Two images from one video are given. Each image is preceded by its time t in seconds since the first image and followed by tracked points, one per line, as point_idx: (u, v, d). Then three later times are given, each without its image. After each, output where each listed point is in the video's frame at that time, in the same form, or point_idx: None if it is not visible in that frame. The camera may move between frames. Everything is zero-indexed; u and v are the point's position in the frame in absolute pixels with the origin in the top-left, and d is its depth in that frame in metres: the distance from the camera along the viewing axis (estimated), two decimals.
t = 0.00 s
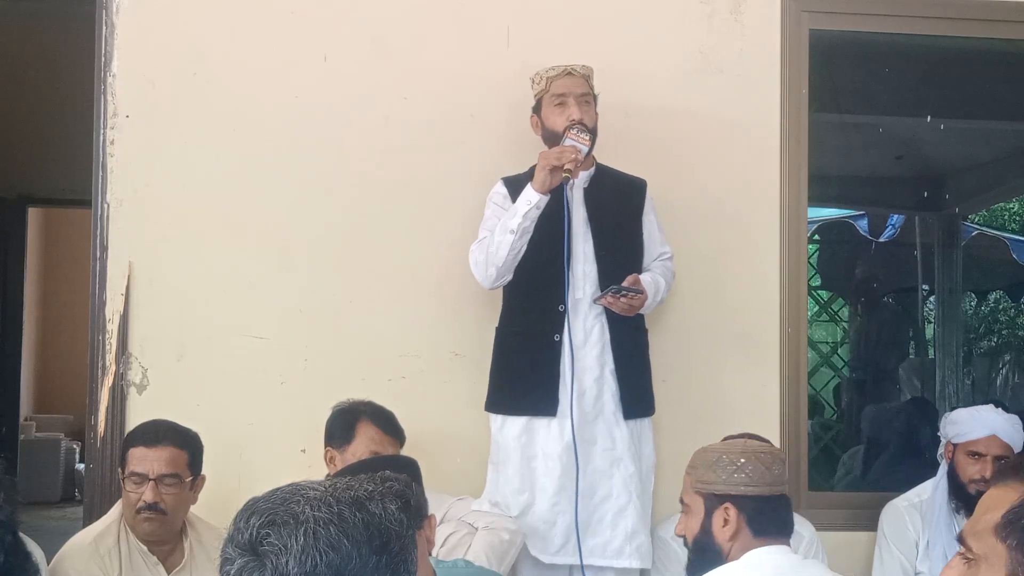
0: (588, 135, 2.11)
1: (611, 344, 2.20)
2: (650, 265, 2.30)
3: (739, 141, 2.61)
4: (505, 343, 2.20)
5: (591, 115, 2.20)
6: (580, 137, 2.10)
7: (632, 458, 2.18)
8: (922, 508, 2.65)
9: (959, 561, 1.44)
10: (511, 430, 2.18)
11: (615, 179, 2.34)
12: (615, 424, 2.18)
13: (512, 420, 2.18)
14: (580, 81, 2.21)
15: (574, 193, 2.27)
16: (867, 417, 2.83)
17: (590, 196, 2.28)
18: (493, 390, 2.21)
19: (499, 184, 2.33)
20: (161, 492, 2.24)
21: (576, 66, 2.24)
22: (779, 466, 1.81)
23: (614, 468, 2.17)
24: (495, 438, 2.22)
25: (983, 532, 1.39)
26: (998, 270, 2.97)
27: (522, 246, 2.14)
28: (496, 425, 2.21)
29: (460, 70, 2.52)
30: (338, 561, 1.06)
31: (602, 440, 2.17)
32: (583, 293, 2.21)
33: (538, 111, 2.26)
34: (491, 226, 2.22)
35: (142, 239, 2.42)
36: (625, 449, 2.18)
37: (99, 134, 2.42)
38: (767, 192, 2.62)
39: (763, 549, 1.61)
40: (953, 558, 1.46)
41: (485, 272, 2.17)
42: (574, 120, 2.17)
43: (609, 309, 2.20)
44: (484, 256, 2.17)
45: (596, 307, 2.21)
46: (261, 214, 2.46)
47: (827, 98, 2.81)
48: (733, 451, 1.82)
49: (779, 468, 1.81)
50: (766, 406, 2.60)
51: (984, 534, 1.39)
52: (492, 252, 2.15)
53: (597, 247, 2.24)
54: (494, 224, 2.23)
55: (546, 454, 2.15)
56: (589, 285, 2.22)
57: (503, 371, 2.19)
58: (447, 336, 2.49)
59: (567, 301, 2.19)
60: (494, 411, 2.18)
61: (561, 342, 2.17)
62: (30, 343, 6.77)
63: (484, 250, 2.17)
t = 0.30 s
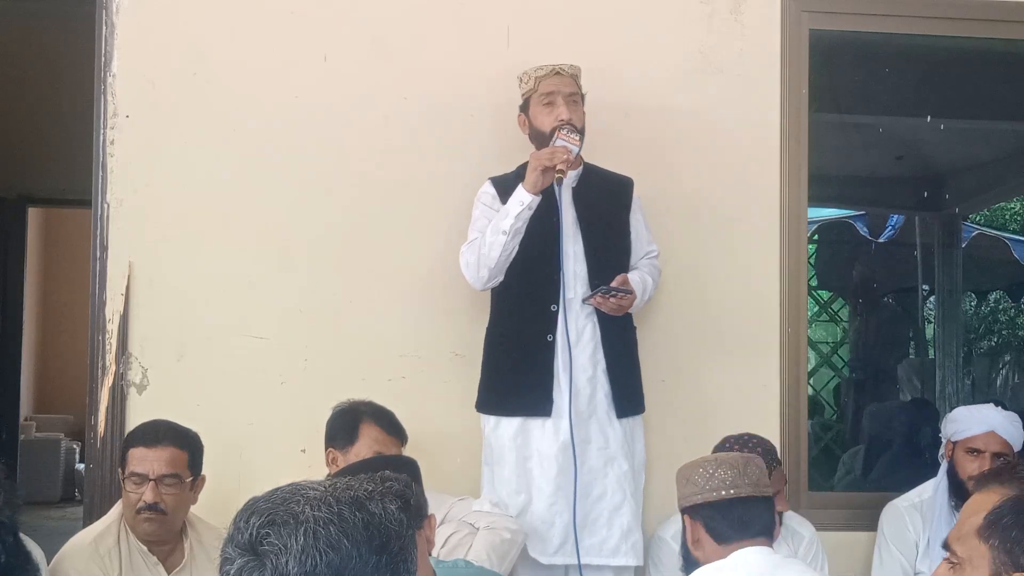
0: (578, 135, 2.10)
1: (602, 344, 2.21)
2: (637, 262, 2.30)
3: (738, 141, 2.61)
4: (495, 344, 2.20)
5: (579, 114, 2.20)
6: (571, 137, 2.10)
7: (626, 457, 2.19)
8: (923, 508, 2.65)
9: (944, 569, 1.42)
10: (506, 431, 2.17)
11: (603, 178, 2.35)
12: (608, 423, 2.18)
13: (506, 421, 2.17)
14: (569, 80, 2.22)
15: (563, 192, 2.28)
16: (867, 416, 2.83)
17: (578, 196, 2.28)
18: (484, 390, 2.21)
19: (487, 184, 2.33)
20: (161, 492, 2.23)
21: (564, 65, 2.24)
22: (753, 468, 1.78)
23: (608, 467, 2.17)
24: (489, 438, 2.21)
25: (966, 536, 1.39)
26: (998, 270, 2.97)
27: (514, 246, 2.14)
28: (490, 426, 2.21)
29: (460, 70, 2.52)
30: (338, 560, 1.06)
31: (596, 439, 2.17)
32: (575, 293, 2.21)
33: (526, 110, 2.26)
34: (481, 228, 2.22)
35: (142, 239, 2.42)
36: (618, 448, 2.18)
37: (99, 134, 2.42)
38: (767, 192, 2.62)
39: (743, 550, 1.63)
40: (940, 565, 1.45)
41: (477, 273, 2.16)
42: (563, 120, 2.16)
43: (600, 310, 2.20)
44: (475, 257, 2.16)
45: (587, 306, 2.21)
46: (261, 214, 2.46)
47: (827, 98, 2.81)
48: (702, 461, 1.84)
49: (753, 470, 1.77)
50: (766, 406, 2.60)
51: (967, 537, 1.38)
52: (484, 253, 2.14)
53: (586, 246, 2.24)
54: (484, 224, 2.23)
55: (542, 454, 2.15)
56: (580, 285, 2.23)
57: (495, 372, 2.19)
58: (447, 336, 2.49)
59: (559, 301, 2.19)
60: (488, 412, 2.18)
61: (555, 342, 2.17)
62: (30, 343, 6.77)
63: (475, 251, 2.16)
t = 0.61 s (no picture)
0: (570, 136, 2.09)
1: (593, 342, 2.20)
2: (628, 262, 2.31)
3: (738, 141, 2.61)
4: (488, 345, 2.20)
5: (571, 115, 2.20)
6: (562, 139, 2.09)
7: (621, 456, 2.19)
8: (924, 508, 2.65)
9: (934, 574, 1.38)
10: (502, 432, 2.17)
11: (594, 177, 2.35)
12: (603, 423, 2.18)
13: (502, 422, 2.17)
14: (561, 80, 2.22)
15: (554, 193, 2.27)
16: (867, 416, 2.83)
17: (570, 196, 2.29)
18: (478, 391, 2.20)
19: (478, 185, 2.33)
20: (161, 493, 2.23)
21: (557, 65, 2.24)
22: (746, 481, 1.77)
23: (604, 467, 2.17)
24: (486, 440, 2.21)
25: (952, 539, 1.34)
26: (997, 270, 2.97)
27: (506, 249, 2.13)
28: (486, 427, 2.20)
29: (460, 70, 2.52)
30: (337, 560, 1.06)
31: (592, 439, 2.16)
32: (567, 294, 2.21)
33: (518, 110, 2.26)
34: (474, 230, 2.21)
35: (142, 239, 2.42)
36: (613, 448, 2.18)
37: (99, 134, 2.42)
38: (767, 192, 2.62)
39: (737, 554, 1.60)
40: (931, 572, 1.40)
41: (470, 275, 2.15)
42: (554, 119, 2.16)
43: (592, 312, 2.20)
44: (468, 259, 2.15)
45: (579, 308, 2.21)
46: (261, 214, 2.46)
47: (828, 98, 2.81)
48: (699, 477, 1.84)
49: (746, 482, 1.77)
50: (766, 406, 2.59)
51: (953, 541, 1.33)
52: (477, 255, 2.13)
53: (579, 246, 2.25)
54: (476, 225, 2.23)
55: (539, 456, 2.14)
56: (573, 285, 2.23)
57: (490, 372, 2.19)
58: (447, 336, 2.49)
59: (553, 301, 2.19)
60: (483, 414, 2.17)
61: (549, 342, 2.17)
62: (31, 343, 6.77)
63: (468, 253, 2.16)
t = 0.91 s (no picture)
0: (565, 146, 2.11)
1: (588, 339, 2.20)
2: (624, 258, 2.31)
3: (738, 141, 2.61)
4: (484, 345, 2.20)
5: (566, 121, 2.20)
6: (557, 148, 2.11)
7: (617, 452, 2.20)
8: (927, 506, 2.65)
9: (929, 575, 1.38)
10: (500, 431, 2.17)
11: (589, 174, 2.35)
12: (600, 418, 2.19)
13: (499, 421, 2.17)
14: (557, 85, 2.21)
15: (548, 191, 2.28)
16: (867, 416, 2.83)
17: (565, 193, 2.29)
18: (475, 390, 2.21)
19: (472, 184, 2.32)
20: (161, 493, 2.23)
21: (552, 69, 2.23)
22: (751, 484, 1.79)
23: (602, 462, 2.17)
24: (483, 439, 2.21)
25: (947, 540, 1.34)
26: (998, 270, 2.96)
27: (501, 257, 2.13)
28: (484, 425, 2.20)
29: (460, 70, 2.52)
30: (334, 560, 1.06)
31: (590, 435, 2.17)
32: (564, 291, 2.22)
33: (513, 112, 2.26)
34: (467, 235, 2.20)
35: (142, 239, 2.42)
36: (610, 443, 2.19)
37: (99, 134, 2.42)
38: (767, 192, 2.62)
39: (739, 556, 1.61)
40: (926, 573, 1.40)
41: (464, 281, 2.15)
42: (550, 127, 2.16)
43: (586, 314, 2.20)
44: (462, 264, 2.14)
45: (571, 315, 2.20)
46: (261, 214, 2.46)
47: (828, 98, 2.81)
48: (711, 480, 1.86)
49: (752, 486, 1.78)
50: (766, 405, 2.60)
51: (948, 543, 1.33)
52: (471, 261, 2.13)
53: (575, 244, 2.25)
54: (469, 228, 2.22)
55: (537, 454, 2.14)
56: (570, 282, 2.23)
57: (486, 371, 2.19)
58: (447, 336, 2.49)
59: (548, 298, 2.19)
60: (481, 412, 2.17)
61: (544, 342, 2.17)
62: (31, 343, 6.77)
63: (462, 259, 2.15)
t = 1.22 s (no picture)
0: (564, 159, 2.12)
1: (586, 342, 2.21)
2: (617, 261, 2.32)
3: (738, 141, 2.61)
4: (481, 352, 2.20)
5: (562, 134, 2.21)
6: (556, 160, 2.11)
7: (616, 455, 2.21)
8: (929, 505, 2.65)
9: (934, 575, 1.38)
10: (498, 438, 2.16)
11: (583, 178, 2.36)
12: (600, 422, 2.20)
13: (496, 428, 2.16)
14: (554, 97, 2.20)
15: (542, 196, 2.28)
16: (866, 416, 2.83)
17: (560, 197, 2.29)
18: (472, 397, 2.20)
19: (464, 192, 2.31)
20: (161, 493, 2.23)
21: (550, 79, 2.21)
22: (763, 473, 1.79)
23: (601, 466, 2.18)
24: (481, 445, 2.20)
25: (953, 540, 1.34)
26: (998, 270, 2.96)
27: (499, 269, 2.14)
28: (481, 432, 2.20)
29: (460, 70, 2.52)
30: (334, 560, 1.06)
31: (589, 439, 2.18)
32: (561, 297, 2.22)
33: (507, 118, 2.25)
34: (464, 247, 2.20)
35: (142, 239, 2.42)
36: (609, 446, 2.20)
37: (99, 134, 2.42)
38: (767, 192, 2.62)
39: (750, 552, 1.65)
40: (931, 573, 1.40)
41: (461, 292, 2.15)
42: (547, 141, 2.17)
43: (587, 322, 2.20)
44: (460, 276, 2.14)
45: (570, 318, 2.20)
46: (261, 214, 2.46)
47: (828, 97, 2.81)
48: (726, 468, 1.87)
49: (763, 476, 1.79)
50: (766, 407, 2.60)
51: (954, 542, 1.33)
52: (469, 274, 2.12)
53: (571, 250, 2.25)
54: (465, 239, 2.22)
55: (536, 459, 2.14)
56: (568, 288, 2.23)
57: (483, 378, 2.19)
58: (447, 336, 2.49)
59: (543, 305, 2.19)
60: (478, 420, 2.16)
61: (537, 348, 2.17)
62: (31, 343, 6.77)
63: (460, 270, 2.15)
